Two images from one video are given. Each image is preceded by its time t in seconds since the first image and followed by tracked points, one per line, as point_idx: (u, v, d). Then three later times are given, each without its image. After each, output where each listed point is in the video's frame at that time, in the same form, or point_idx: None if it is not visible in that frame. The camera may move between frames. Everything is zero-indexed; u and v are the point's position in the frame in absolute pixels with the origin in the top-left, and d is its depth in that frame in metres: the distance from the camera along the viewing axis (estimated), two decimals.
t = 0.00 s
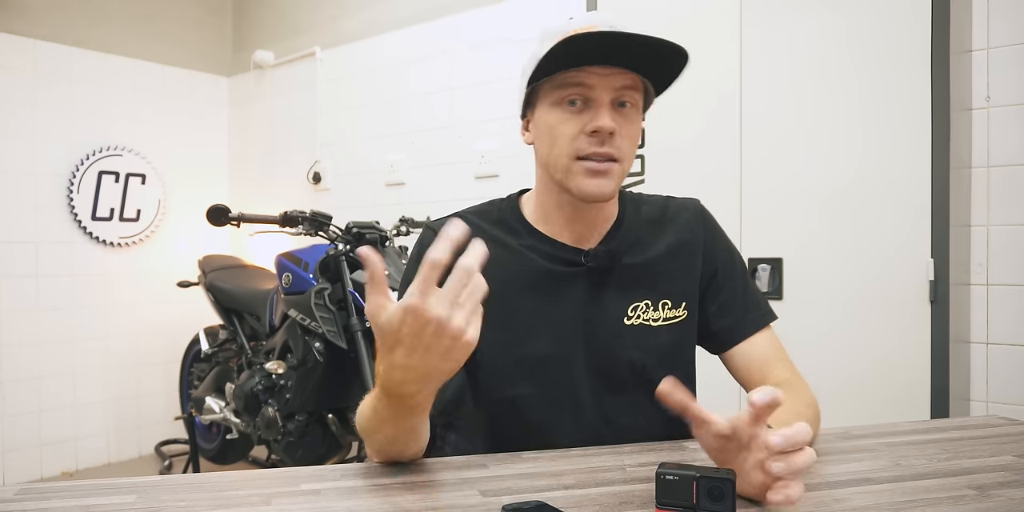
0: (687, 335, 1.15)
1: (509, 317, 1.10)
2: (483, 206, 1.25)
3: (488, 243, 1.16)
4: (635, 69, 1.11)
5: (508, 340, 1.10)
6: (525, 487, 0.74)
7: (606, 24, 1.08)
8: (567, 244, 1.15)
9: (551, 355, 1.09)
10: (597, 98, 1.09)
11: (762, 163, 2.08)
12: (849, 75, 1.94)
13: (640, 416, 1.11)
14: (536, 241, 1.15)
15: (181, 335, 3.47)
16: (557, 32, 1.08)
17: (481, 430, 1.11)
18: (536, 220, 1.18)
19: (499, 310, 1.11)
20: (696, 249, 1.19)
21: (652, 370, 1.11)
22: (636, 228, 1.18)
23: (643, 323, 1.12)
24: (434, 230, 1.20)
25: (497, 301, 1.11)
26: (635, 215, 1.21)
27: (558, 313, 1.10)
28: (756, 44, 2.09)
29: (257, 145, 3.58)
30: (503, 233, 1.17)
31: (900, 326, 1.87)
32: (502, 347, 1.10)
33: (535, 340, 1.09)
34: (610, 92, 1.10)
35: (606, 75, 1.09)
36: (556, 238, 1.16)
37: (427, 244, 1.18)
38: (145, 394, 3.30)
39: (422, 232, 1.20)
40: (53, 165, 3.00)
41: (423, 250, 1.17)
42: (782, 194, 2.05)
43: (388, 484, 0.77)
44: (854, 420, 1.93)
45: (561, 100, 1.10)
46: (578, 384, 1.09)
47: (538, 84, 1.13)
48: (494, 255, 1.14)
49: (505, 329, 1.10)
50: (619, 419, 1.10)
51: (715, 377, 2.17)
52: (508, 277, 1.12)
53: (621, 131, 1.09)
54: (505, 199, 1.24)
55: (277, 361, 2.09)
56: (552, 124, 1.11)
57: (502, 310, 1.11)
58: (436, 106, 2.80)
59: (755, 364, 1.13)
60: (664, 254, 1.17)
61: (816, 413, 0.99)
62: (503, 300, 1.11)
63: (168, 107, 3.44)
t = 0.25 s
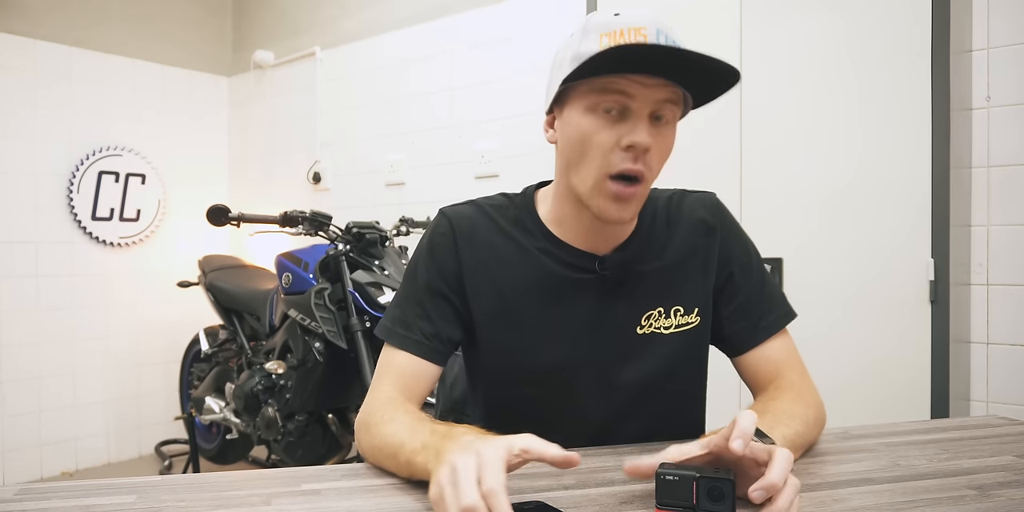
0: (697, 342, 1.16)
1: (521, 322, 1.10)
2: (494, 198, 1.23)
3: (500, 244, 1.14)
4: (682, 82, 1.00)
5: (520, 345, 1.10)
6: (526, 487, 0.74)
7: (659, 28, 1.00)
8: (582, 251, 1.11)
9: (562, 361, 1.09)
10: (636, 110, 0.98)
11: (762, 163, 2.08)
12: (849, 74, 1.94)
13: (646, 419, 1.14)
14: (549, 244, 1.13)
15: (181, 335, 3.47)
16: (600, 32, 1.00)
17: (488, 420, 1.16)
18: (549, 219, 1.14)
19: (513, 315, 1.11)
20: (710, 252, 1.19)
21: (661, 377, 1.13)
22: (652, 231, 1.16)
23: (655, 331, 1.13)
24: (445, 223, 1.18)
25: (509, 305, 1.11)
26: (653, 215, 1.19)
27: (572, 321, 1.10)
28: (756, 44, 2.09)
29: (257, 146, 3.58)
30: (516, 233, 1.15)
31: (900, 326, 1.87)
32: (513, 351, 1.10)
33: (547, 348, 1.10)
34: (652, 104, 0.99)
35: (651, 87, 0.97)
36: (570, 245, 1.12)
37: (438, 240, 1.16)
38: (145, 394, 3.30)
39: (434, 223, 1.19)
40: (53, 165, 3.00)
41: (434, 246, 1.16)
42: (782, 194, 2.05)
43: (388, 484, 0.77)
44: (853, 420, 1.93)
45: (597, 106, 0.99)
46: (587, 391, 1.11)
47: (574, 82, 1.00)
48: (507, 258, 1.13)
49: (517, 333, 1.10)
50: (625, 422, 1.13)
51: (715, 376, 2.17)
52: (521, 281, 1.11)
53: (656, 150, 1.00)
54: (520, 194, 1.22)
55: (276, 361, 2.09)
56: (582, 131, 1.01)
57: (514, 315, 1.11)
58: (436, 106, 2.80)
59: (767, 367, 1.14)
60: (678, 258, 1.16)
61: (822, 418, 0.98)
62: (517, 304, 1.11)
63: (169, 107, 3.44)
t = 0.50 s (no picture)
0: (700, 343, 1.16)
1: (521, 325, 1.11)
2: (496, 198, 1.23)
3: (503, 247, 1.14)
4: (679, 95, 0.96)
5: (521, 347, 1.11)
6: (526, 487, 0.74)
7: (654, 33, 0.95)
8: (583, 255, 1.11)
9: (561, 365, 1.10)
10: (628, 124, 0.97)
11: (762, 163, 2.09)
12: (848, 74, 1.94)
13: (646, 422, 1.14)
14: (549, 247, 1.12)
15: (181, 335, 3.47)
16: (595, 40, 0.96)
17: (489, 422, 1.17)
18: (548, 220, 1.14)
19: (515, 317, 1.11)
20: (714, 254, 1.19)
21: (662, 379, 1.13)
22: (654, 233, 1.16)
23: (657, 334, 1.13)
24: (448, 224, 1.18)
25: (509, 308, 1.11)
26: (655, 216, 1.19)
27: (573, 324, 1.10)
28: (756, 44, 2.09)
29: (257, 145, 3.58)
30: (518, 235, 1.15)
31: (900, 325, 1.87)
32: (513, 354, 1.10)
33: (549, 351, 1.10)
34: (645, 118, 0.97)
35: (645, 101, 0.95)
36: (568, 247, 1.11)
37: (440, 241, 1.16)
38: (145, 394, 3.30)
39: (436, 224, 1.19)
40: (53, 165, 2.99)
41: (436, 248, 1.15)
42: (782, 194, 2.05)
43: (388, 484, 0.77)
44: (853, 420, 1.93)
45: (590, 118, 0.99)
46: (588, 393, 1.11)
47: (567, 93, 0.99)
48: (507, 260, 1.13)
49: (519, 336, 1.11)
50: (625, 426, 1.13)
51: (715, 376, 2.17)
52: (521, 284, 1.11)
53: (649, 163, 0.99)
54: (522, 195, 1.21)
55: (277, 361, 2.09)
56: (576, 143, 1.01)
57: (516, 318, 1.11)
58: (436, 106, 2.80)
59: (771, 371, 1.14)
60: (681, 260, 1.16)
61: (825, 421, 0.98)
62: (516, 307, 1.11)
63: (169, 107, 3.44)
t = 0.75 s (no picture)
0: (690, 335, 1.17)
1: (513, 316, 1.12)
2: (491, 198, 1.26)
3: (494, 240, 1.17)
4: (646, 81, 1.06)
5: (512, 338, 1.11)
6: (525, 486, 0.74)
7: (622, 27, 1.04)
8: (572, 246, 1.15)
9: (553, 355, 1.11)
10: (601, 108, 1.06)
11: (761, 163, 2.09)
12: (847, 73, 1.94)
13: (641, 416, 1.13)
14: (540, 240, 1.15)
15: (181, 335, 3.47)
16: (567, 36, 1.05)
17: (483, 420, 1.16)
18: (540, 216, 1.19)
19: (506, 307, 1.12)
20: (704, 246, 1.20)
21: (652, 370, 1.13)
22: (644, 226, 1.19)
23: (646, 324, 1.14)
24: (442, 220, 1.20)
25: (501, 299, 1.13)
26: (646, 211, 1.21)
27: (562, 313, 1.11)
28: (755, 44, 2.09)
29: (257, 145, 3.58)
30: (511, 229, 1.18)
31: (899, 325, 1.87)
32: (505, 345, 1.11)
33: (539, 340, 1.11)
34: (616, 102, 1.06)
35: (614, 85, 1.05)
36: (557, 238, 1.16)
37: (435, 235, 1.18)
38: (145, 394, 3.30)
39: (432, 221, 1.21)
40: (53, 165, 3.00)
41: (431, 242, 1.17)
42: (781, 193, 2.05)
43: (387, 484, 0.77)
44: (853, 420, 1.93)
45: (565, 106, 1.07)
46: (577, 382, 1.11)
47: (543, 87, 1.09)
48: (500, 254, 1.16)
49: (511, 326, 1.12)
50: (620, 420, 1.12)
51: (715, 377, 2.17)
52: (513, 276, 1.14)
53: (623, 145, 1.06)
54: (513, 194, 1.24)
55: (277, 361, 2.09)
56: (555, 133, 1.08)
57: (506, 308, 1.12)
58: (436, 106, 2.81)
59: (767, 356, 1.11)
60: (670, 252, 1.17)
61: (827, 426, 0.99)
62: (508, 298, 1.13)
63: (169, 107, 3.45)
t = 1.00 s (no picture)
0: (692, 338, 1.16)
1: (514, 316, 1.13)
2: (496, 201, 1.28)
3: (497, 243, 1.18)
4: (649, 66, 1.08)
5: (513, 339, 1.12)
6: (525, 486, 0.74)
7: (621, 21, 1.06)
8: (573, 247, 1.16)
9: (552, 355, 1.11)
10: (605, 96, 1.06)
11: (761, 163, 2.09)
12: (847, 73, 1.94)
13: (640, 419, 1.14)
14: (542, 241, 1.17)
15: (181, 335, 3.47)
16: (569, 32, 1.07)
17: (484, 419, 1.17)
18: (542, 217, 1.21)
19: (507, 310, 1.13)
20: (706, 250, 1.20)
21: (653, 373, 1.13)
22: (645, 229, 1.20)
23: (647, 326, 1.14)
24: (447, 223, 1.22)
25: (502, 299, 1.13)
26: (648, 215, 1.22)
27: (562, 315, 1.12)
28: (755, 44, 2.09)
29: (257, 146, 3.58)
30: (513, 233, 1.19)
31: (900, 326, 1.87)
32: (505, 345, 1.12)
33: (539, 341, 1.11)
34: (619, 90, 1.07)
35: (617, 71, 1.06)
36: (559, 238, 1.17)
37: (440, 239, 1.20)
38: (145, 394, 3.30)
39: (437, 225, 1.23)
40: (53, 165, 3.00)
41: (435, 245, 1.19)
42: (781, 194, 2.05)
43: (387, 484, 0.77)
44: (853, 420, 1.93)
45: (568, 96, 1.08)
46: (577, 384, 1.12)
47: (544, 79, 1.10)
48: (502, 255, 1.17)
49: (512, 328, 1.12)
50: (619, 422, 1.13)
51: (715, 377, 2.17)
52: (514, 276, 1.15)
53: (629, 131, 1.05)
54: (517, 197, 1.27)
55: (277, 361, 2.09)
56: (558, 122, 1.08)
57: (508, 310, 1.13)
58: (436, 106, 2.81)
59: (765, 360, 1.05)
60: (672, 255, 1.17)
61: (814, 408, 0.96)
62: (510, 298, 1.13)
63: (169, 107, 3.45)
